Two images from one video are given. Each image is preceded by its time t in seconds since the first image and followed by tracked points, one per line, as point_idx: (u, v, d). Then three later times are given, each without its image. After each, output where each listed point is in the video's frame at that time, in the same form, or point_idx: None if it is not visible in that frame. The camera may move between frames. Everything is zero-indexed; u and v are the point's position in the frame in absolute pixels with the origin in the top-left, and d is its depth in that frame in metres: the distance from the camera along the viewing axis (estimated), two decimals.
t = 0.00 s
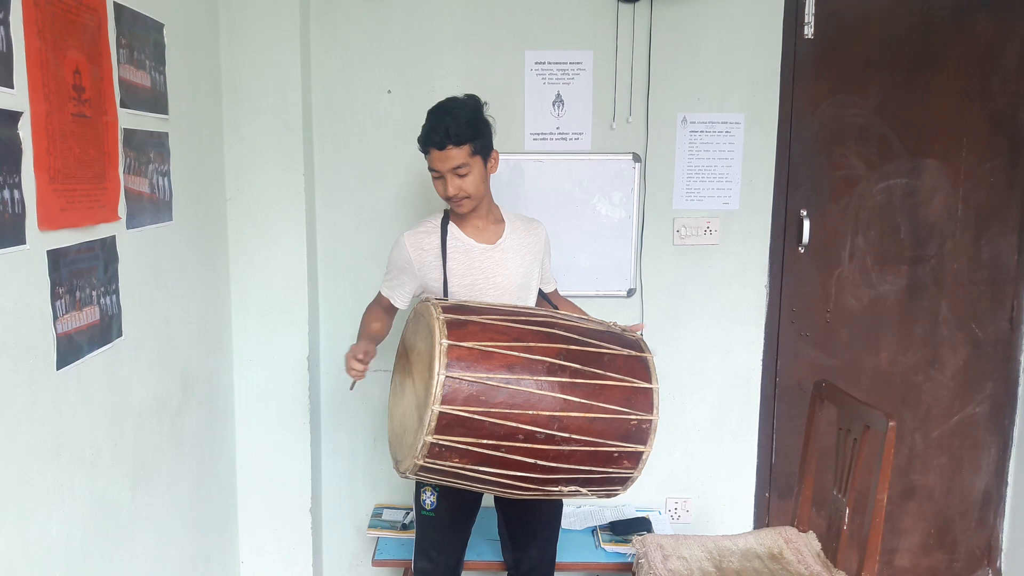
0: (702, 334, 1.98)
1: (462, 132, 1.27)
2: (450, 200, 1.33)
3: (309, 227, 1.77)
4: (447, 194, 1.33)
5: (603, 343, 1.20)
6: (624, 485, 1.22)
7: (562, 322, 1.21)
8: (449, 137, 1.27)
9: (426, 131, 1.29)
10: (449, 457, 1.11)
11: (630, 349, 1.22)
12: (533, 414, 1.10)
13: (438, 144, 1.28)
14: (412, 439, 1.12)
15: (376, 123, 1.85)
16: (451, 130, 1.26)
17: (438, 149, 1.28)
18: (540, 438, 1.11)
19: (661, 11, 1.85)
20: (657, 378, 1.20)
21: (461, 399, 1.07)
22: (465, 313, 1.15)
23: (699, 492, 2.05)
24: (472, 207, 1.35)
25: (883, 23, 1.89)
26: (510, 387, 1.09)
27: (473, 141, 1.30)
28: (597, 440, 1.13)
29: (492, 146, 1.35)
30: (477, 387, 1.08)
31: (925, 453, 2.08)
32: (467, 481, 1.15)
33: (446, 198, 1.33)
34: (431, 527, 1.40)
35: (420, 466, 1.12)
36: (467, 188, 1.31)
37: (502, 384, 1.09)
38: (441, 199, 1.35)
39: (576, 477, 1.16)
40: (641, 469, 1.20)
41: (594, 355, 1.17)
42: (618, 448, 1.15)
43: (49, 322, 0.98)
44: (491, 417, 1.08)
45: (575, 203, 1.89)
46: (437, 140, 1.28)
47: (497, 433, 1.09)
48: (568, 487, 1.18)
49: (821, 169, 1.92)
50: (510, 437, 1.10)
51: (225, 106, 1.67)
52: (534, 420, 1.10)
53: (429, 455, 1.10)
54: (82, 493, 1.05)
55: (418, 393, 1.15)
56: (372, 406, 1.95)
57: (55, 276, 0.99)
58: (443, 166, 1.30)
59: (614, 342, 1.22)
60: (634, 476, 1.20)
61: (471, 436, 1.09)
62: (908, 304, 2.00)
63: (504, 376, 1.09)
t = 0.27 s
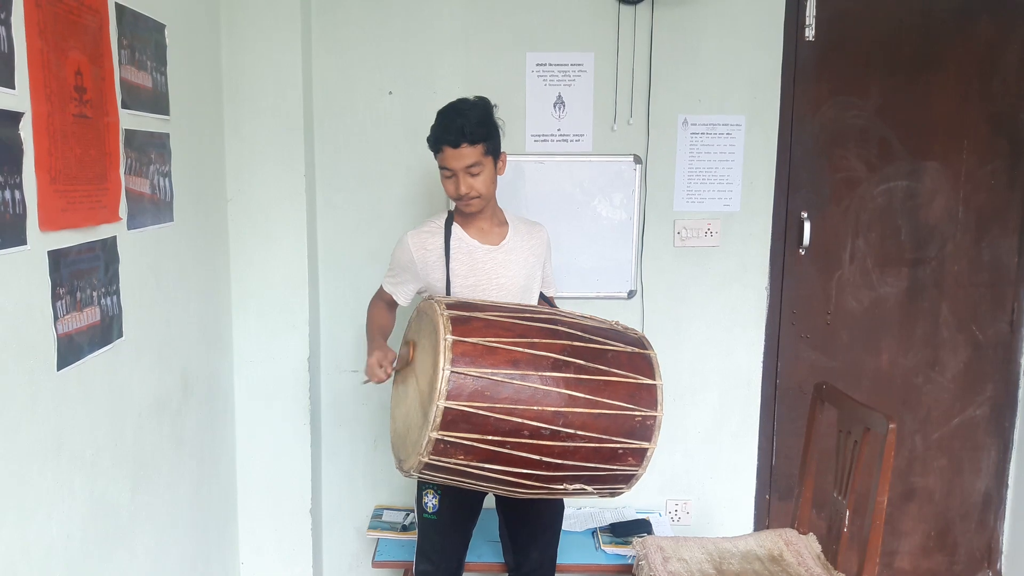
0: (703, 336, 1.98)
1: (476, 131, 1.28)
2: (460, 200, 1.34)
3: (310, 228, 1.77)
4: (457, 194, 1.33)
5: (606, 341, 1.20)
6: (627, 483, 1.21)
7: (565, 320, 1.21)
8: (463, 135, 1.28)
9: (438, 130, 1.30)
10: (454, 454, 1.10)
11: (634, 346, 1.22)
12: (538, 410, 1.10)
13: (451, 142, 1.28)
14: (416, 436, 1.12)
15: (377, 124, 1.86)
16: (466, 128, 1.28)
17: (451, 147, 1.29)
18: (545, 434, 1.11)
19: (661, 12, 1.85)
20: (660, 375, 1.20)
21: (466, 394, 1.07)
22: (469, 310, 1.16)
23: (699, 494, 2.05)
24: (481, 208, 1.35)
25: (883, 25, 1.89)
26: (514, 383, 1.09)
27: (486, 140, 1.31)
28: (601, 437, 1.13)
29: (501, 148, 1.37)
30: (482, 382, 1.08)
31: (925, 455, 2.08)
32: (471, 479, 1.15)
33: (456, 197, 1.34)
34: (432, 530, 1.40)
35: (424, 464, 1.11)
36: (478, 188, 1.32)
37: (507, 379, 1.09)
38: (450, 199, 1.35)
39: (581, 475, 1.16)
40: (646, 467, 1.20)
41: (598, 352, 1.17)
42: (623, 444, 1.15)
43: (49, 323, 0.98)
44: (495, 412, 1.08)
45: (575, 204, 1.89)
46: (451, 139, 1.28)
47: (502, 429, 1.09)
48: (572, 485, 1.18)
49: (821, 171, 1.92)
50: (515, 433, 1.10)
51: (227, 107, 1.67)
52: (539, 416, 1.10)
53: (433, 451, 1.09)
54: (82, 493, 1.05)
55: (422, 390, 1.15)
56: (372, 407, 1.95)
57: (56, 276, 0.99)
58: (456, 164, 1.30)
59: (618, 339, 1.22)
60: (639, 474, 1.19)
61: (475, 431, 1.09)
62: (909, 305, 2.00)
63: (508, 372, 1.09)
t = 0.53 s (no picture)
0: (703, 338, 1.98)
1: (487, 113, 1.35)
2: (473, 184, 1.35)
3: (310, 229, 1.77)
4: (471, 176, 1.34)
5: (605, 345, 1.21)
6: (623, 490, 1.22)
7: (564, 322, 1.21)
8: (477, 117, 1.34)
9: (451, 113, 1.35)
10: (447, 454, 1.10)
11: (632, 351, 1.23)
12: (534, 412, 1.09)
13: (466, 122, 1.33)
14: (411, 434, 1.11)
15: (377, 126, 1.86)
16: (480, 110, 1.34)
17: (466, 128, 1.34)
18: (541, 436, 1.10)
19: (661, 14, 1.85)
20: (658, 381, 1.21)
21: (461, 393, 1.06)
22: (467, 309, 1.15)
23: (699, 496, 2.05)
24: (492, 194, 1.37)
25: (883, 27, 1.89)
26: (511, 384, 1.09)
27: (496, 127, 1.37)
28: (597, 441, 1.14)
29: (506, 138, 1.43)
30: (478, 382, 1.07)
31: (925, 457, 2.08)
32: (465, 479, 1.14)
33: (469, 182, 1.35)
34: (431, 531, 1.40)
35: (418, 463, 1.11)
36: (491, 170, 1.35)
37: (504, 380, 1.08)
38: (462, 187, 1.36)
39: (575, 479, 1.16)
40: (640, 473, 1.20)
41: (596, 356, 1.18)
42: (618, 449, 1.15)
43: (49, 323, 0.98)
44: (491, 413, 1.07)
45: (575, 205, 1.89)
46: (466, 118, 1.33)
47: (497, 430, 1.09)
48: (566, 488, 1.18)
49: (821, 173, 1.92)
50: (510, 434, 1.09)
51: (227, 108, 1.67)
52: (535, 418, 1.09)
53: (427, 450, 1.09)
54: (81, 493, 1.05)
55: (419, 389, 1.14)
56: (372, 408, 1.95)
57: (56, 276, 0.99)
58: (471, 145, 1.34)
59: (616, 344, 1.23)
60: (633, 479, 1.20)
61: (470, 432, 1.08)
62: (909, 307, 2.00)
63: (505, 373, 1.09)
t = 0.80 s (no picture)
0: (703, 338, 1.98)
1: (487, 109, 1.38)
2: (468, 177, 1.36)
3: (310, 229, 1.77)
4: (467, 167, 1.35)
5: (590, 344, 1.20)
6: (610, 491, 1.21)
7: (549, 321, 1.21)
8: (476, 112, 1.37)
9: (451, 108, 1.38)
10: (424, 451, 1.10)
11: (618, 351, 1.22)
12: (512, 409, 1.09)
13: (465, 115, 1.36)
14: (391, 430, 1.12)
15: (377, 126, 1.86)
16: (481, 106, 1.37)
17: (466, 122, 1.36)
18: (519, 434, 1.10)
19: (661, 15, 1.85)
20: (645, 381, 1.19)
21: (437, 390, 1.07)
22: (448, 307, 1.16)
23: (699, 497, 2.05)
24: (488, 189, 1.37)
25: (883, 28, 1.89)
26: (488, 381, 1.09)
27: (497, 125, 1.40)
28: (578, 441, 1.13)
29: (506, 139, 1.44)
30: (455, 379, 1.07)
31: (925, 458, 2.08)
32: (445, 478, 1.15)
33: (465, 175, 1.36)
34: (427, 533, 1.40)
35: (397, 460, 1.11)
36: (488, 165, 1.36)
37: (481, 377, 1.08)
38: (458, 180, 1.37)
39: (557, 479, 1.15)
40: (626, 474, 1.19)
41: (579, 355, 1.17)
42: (601, 449, 1.14)
43: (50, 324, 0.98)
44: (467, 410, 1.08)
45: (575, 206, 1.89)
46: (466, 112, 1.36)
47: (474, 428, 1.09)
48: (549, 489, 1.17)
49: (822, 174, 1.92)
50: (487, 432, 1.09)
51: (228, 108, 1.67)
52: (512, 416, 1.09)
53: (404, 447, 1.09)
54: (82, 493, 1.05)
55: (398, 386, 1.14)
56: (372, 408, 1.95)
57: (57, 277, 0.99)
58: (468, 138, 1.36)
59: (602, 343, 1.22)
60: (619, 481, 1.19)
61: (447, 429, 1.08)
62: (909, 308, 2.00)
63: (483, 370, 1.09)
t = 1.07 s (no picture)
0: (704, 340, 1.98)
1: (491, 114, 1.38)
2: (464, 177, 1.36)
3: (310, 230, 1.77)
4: (465, 167, 1.35)
5: (572, 342, 1.19)
6: (591, 492, 1.19)
7: (531, 318, 1.21)
8: (480, 115, 1.37)
9: (456, 107, 1.38)
10: (401, 445, 1.10)
11: (601, 349, 1.20)
12: (487, 404, 1.08)
13: (469, 116, 1.36)
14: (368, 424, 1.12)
15: (378, 127, 1.86)
16: (486, 109, 1.38)
17: (469, 122, 1.37)
18: (495, 430, 1.09)
19: (663, 16, 1.85)
20: (627, 379, 1.18)
21: (413, 383, 1.07)
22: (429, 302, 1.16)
23: (700, 498, 2.05)
24: (482, 192, 1.37)
25: (885, 29, 1.89)
26: (464, 375, 1.09)
27: (499, 130, 1.40)
28: (556, 438, 1.11)
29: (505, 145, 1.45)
30: (431, 373, 1.08)
31: (926, 460, 2.08)
32: (423, 473, 1.14)
33: (461, 175, 1.36)
34: (419, 535, 1.40)
35: (374, 453, 1.12)
36: (485, 168, 1.36)
37: (456, 371, 1.08)
38: (454, 178, 1.37)
39: (535, 477, 1.14)
40: (606, 474, 1.17)
41: (560, 352, 1.16)
42: (580, 447, 1.13)
43: (52, 324, 0.98)
44: (442, 404, 1.07)
45: (576, 207, 1.89)
46: (470, 113, 1.37)
47: (450, 422, 1.08)
48: (528, 488, 1.16)
49: (823, 175, 1.92)
50: (463, 427, 1.09)
51: (229, 109, 1.67)
52: (488, 411, 1.09)
53: (380, 441, 1.10)
54: (82, 493, 1.05)
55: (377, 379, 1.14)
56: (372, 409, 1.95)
57: (59, 277, 0.99)
58: (470, 139, 1.36)
59: (586, 341, 1.21)
60: (600, 481, 1.17)
61: (422, 423, 1.08)
62: (910, 309, 2.00)
63: (459, 364, 1.09)
